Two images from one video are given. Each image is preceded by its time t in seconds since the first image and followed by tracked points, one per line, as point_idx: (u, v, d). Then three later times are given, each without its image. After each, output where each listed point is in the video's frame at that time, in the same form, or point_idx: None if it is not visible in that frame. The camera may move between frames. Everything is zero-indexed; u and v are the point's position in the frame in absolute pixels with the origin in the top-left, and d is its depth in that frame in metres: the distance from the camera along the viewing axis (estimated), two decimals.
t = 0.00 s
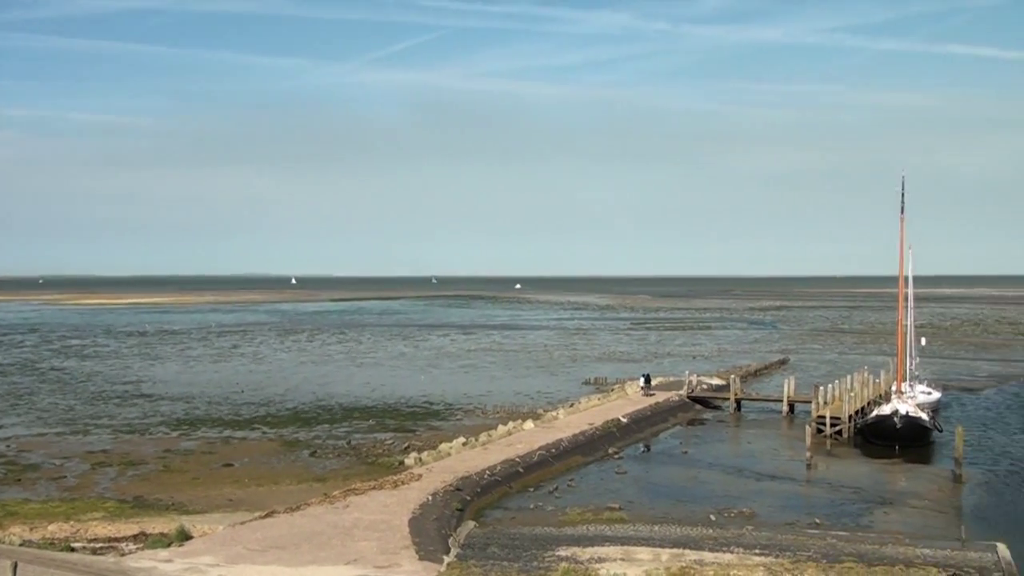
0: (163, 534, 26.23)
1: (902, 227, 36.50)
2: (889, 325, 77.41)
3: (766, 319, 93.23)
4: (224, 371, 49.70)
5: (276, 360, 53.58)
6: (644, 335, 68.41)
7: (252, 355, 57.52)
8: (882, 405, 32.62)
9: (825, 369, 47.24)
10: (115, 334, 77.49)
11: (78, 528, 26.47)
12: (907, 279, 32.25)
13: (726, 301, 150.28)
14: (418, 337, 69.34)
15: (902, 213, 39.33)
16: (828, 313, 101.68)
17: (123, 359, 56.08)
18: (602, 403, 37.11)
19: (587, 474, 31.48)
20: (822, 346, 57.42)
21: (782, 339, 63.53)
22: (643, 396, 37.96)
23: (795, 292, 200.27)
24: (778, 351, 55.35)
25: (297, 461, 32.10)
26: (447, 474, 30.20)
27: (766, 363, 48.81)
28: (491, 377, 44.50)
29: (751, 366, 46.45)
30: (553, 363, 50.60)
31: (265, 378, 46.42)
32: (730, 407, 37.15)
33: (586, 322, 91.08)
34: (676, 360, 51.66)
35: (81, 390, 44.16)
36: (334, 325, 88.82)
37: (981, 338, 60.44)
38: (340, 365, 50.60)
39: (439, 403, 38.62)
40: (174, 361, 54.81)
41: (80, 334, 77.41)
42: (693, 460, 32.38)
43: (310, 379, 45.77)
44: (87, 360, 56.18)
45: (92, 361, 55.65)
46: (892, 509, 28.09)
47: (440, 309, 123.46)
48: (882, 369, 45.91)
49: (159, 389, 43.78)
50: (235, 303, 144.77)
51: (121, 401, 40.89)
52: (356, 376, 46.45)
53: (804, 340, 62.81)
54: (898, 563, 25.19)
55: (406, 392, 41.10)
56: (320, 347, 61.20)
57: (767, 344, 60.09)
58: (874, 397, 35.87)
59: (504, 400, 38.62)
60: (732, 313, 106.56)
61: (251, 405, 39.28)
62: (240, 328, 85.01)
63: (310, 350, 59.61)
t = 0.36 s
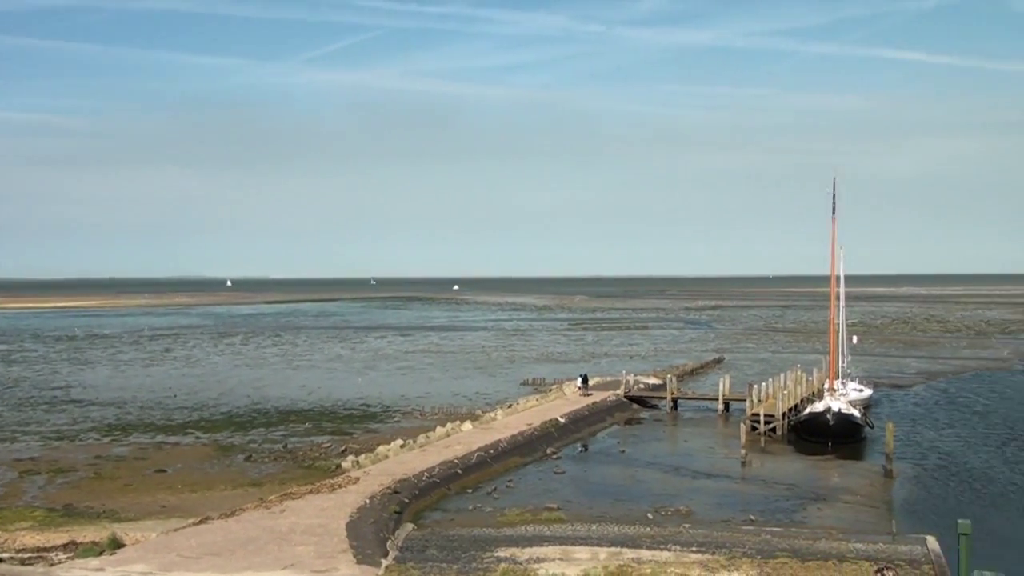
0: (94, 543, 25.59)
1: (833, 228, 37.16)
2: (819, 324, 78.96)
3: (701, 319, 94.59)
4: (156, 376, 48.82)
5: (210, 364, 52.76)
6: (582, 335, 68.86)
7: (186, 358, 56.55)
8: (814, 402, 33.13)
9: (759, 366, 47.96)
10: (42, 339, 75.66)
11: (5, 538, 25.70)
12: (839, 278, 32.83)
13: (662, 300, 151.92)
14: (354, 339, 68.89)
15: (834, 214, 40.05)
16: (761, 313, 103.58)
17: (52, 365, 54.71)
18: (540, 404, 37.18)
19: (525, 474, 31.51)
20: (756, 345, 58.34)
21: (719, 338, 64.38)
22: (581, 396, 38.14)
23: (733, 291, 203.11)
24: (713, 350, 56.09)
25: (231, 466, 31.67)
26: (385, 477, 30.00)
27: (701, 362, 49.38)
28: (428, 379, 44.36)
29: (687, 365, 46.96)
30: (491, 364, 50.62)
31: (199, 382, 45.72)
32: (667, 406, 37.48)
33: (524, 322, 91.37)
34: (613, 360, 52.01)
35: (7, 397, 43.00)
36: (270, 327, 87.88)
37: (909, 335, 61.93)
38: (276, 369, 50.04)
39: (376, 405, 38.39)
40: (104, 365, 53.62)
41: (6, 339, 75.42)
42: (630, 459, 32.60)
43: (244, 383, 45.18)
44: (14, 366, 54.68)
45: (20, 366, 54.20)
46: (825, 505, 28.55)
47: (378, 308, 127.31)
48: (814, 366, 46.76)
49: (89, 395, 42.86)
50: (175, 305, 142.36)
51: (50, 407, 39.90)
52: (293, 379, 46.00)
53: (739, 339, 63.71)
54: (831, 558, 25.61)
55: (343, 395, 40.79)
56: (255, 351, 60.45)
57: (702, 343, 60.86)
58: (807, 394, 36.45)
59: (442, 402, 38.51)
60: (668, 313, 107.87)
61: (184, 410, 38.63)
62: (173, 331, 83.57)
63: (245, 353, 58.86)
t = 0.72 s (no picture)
0: (24, 552, 24.84)
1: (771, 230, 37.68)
2: (757, 325, 80.18)
3: (642, 321, 95.42)
4: (90, 380, 47.83)
5: (146, 368, 51.83)
6: (524, 337, 69.03)
7: (121, 363, 55.48)
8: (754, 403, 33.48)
9: (700, 368, 48.51)
10: None
11: None
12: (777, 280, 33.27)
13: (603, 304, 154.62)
14: (294, 342, 68.24)
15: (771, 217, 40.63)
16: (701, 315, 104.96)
17: None
18: (482, 406, 37.12)
19: (467, 477, 31.42)
20: (696, 346, 58.96)
21: (660, 340, 64.98)
22: (523, 398, 38.17)
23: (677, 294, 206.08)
24: (654, 352, 56.58)
25: (168, 472, 31.15)
26: (325, 481, 29.70)
27: (642, 363, 49.77)
28: (370, 382, 44.06)
29: (628, 367, 47.29)
30: (432, 367, 50.49)
31: (134, 387, 44.89)
32: (608, 407, 37.68)
33: (466, 325, 91.37)
34: (554, 362, 52.21)
35: None
36: (208, 330, 86.63)
37: (845, 337, 63.14)
38: (213, 373, 49.36)
39: (316, 409, 38.07)
40: (35, 371, 52.35)
41: None
42: (572, 461, 32.69)
43: (181, 387, 44.49)
44: None
45: None
46: (763, 504, 28.89)
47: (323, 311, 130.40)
48: (753, 368, 47.41)
49: (19, 401, 41.83)
50: (117, 309, 139.80)
51: None
52: (231, 382, 45.41)
53: (681, 341, 64.37)
54: (770, 557, 25.91)
55: (283, 399, 40.37)
56: (193, 354, 59.54)
57: (643, 345, 61.38)
58: (746, 395, 36.88)
59: (382, 405, 38.31)
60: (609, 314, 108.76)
61: (118, 415, 37.91)
62: (106, 335, 82.01)
63: (182, 357, 57.93)
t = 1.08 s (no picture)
0: None
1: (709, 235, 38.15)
2: (695, 329, 81.19)
3: (582, 325, 96.03)
4: (21, 387, 46.74)
5: (78, 374, 50.78)
6: (464, 341, 69.00)
7: (53, 368, 54.27)
8: (692, 406, 33.81)
9: (640, 371, 48.92)
10: None
11: None
12: (715, 286, 33.68)
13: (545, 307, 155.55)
14: (232, 346, 67.43)
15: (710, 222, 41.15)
16: (640, 318, 106.09)
17: None
18: (422, 411, 37.02)
19: (407, 482, 31.30)
20: (635, 350, 59.47)
21: (600, 344, 65.39)
22: (463, 403, 38.14)
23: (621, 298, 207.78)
24: (593, 355, 56.95)
25: (101, 479, 30.57)
26: (263, 487, 29.37)
27: (582, 367, 50.06)
28: (309, 387, 43.69)
29: (568, 370, 47.53)
30: (372, 371, 50.25)
31: (66, 393, 43.96)
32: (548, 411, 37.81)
33: (407, 329, 91.15)
34: (495, 366, 52.26)
35: None
36: (142, 335, 85.11)
37: (780, 340, 64.18)
38: (148, 378, 48.58)
39: (254, 414, 37.66)
40: None
41: None
42: (512, 465, 32.74)
43: (116, 393, 43.68)
44: None
45: None
46: (701, 506, 29.19)
47: (257, 314, 129.92)
48: (691, 371, 47.96)
49: None
50: (52, 313, 136.70)
51: None
52: (167, 388, 44.72)
53: (621, 344, 64.79)
54: (708, 558, 26.19)
55: (220, 404, 39.86)
56: (127, 359, 58.48)
57: (583, 349, 61.74)
58: (685, 398, 37.25)
59: (321, 410, 38.03)
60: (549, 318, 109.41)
61: (50, 422, 37.10)
62: (36, 340, 80.12)
63: (117, 362, 56.87)
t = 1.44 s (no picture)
0: None
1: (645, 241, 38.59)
2: (631, 333, 82.01)
3: (520, 329, 96.46)
4: None
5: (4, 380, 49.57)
6: (401, 345, 68.85)
7: None
8: (627, 409, 34.12)
9: (576, 375, 49.27)
10: None
11: None
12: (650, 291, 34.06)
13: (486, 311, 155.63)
14: (164, 351, 66.38)
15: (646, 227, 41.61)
16: (576, 323, 106.99)
17: None
18: (358, 415, 36.91)
19: (342, 487, 31.16)
20: (572, 354, 59.89)
21: (537, 348, 65.72)
22: (400, 407, 38.05)
23: (564, 302, 209.19)
24: (530, 359, 57.23)
25: (29, 488, 29.93)
26: (196, 494, 28.97)
27: (519, 371, 50.25)
28: (244, 392, 43.26)
29: (505, 374, 47.72)
30: (307, 376, 49.89)
31: None
32: (485, 415, 37.91)
33: (345, 333, 90.69)
34: (431, 370, 52.24)
35: None
36: (72, 340, 83.32)
37: (714, 344, 65.14)
38: (77, 384, 47.67)
39: (187, 420, 37.20)
40: None
41: None
42: (448, 469, 32.75)
43: (44, 399, 42.77)
44: None
45: None
46: (636, 508, 29.47)
47: (193, 317, 127.99)
48: (627, 375, 48.42)
49: None
50: None
51: None
52: (98, 394, 43.91)
53: (557, 348, 65.14)
54: (642, 560, 26.43)
55: (153, 410, 39.27)
56: (56, 365, 57.23)
57: (520, 353, 62.03)
58: (621, 401, 37.62)
59: (256, 415, 37.69)
60: (486, 322, 109.88)
61: None
62: None
63: (45, 367, 55.66)
